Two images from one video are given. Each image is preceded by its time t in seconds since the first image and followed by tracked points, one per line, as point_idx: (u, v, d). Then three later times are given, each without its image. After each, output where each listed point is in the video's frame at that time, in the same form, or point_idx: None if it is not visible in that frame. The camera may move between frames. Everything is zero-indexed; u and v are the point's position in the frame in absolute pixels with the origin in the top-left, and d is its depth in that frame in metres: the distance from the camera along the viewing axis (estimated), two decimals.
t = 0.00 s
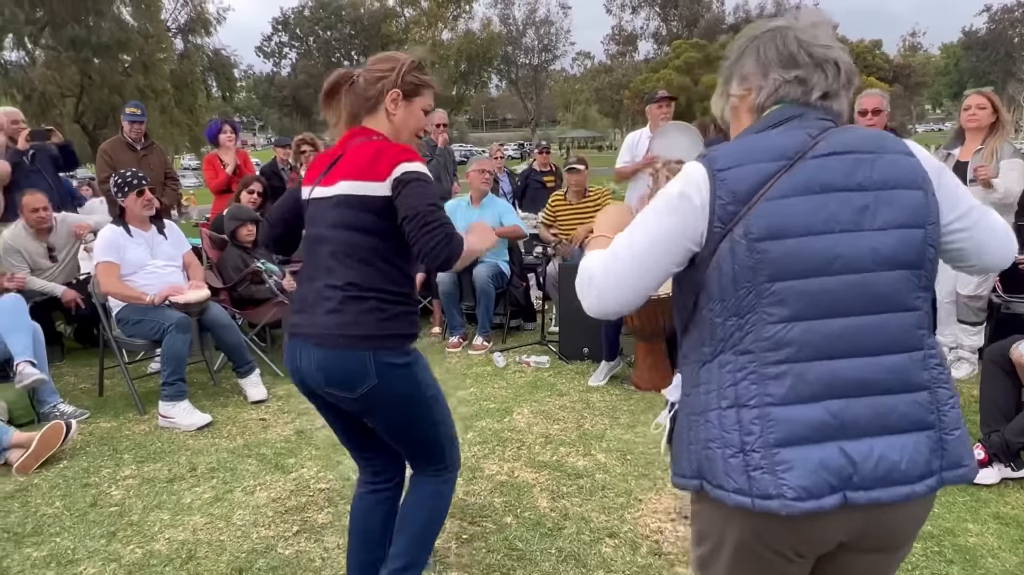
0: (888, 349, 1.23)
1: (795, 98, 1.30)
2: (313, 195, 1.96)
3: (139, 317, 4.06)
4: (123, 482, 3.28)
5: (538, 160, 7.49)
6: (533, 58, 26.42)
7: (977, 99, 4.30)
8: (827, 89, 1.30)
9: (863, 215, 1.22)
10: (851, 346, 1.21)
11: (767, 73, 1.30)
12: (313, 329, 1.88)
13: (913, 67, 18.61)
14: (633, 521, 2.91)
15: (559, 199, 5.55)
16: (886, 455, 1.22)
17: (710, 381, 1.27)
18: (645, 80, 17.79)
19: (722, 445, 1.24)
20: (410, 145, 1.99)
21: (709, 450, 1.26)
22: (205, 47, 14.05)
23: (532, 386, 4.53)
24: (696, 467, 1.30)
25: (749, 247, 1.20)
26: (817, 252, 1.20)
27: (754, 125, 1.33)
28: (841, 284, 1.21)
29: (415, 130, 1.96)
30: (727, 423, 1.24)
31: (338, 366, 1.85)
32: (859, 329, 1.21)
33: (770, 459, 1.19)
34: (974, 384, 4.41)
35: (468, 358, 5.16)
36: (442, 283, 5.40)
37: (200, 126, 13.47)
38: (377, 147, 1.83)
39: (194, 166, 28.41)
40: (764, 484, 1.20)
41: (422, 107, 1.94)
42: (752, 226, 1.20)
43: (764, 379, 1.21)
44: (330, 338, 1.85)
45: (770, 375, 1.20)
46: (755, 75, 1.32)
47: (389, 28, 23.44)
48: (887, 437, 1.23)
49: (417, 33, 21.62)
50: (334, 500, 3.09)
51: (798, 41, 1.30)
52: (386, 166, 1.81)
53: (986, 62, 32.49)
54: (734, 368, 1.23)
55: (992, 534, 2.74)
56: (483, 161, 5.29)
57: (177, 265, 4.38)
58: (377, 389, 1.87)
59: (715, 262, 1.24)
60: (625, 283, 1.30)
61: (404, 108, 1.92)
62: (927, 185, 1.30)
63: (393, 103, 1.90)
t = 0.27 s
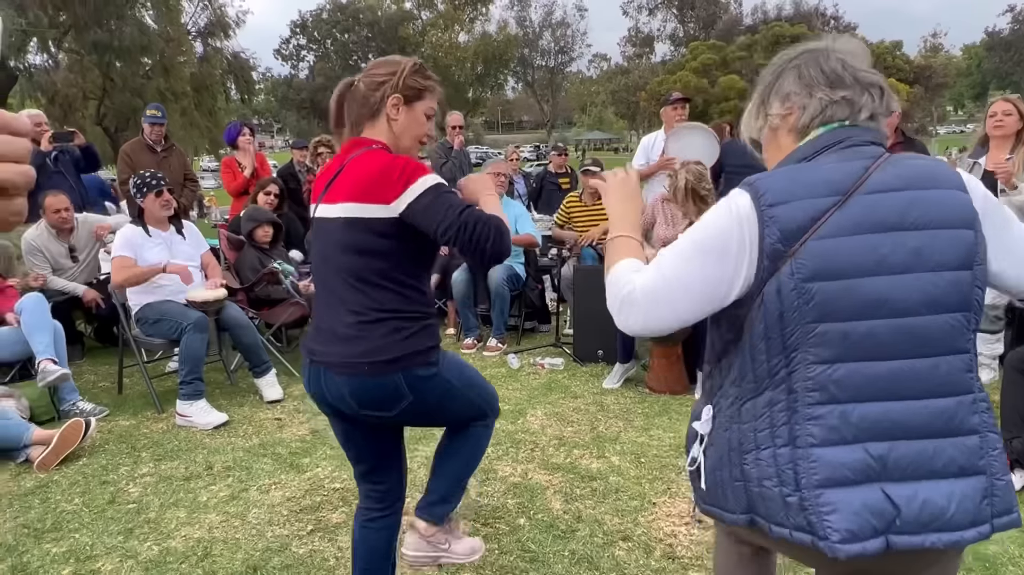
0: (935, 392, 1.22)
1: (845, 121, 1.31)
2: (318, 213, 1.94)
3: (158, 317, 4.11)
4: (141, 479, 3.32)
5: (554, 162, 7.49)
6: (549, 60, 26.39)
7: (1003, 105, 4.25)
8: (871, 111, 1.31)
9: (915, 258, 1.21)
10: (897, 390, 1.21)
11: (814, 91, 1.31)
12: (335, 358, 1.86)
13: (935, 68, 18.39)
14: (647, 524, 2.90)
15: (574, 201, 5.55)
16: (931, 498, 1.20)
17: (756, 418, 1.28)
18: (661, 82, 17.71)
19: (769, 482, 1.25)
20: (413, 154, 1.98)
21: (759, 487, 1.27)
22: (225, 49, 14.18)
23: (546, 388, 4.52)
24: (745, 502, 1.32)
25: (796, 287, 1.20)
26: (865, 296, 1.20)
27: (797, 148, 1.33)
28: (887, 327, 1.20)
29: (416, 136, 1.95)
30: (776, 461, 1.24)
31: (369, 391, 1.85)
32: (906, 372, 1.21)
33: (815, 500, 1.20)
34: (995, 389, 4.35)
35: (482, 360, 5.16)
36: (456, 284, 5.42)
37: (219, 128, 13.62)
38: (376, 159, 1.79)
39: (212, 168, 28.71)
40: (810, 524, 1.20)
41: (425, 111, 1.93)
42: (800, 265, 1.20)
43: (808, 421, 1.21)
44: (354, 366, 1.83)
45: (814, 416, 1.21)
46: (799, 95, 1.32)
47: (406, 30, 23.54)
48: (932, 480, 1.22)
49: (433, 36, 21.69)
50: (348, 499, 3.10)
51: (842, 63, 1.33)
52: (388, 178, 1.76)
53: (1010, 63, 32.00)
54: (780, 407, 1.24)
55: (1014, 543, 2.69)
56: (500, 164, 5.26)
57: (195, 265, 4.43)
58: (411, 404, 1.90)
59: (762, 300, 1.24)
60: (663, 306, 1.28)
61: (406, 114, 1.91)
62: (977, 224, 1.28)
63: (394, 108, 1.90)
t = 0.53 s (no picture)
0: (920, 413, 1.24)
1: (858, 142, 1.30)
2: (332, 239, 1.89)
3: (175, 317, 4.15)
4: (157, 477, 3.35)
5: (569, 163, 7.48)
6: (565, 61, 26.36)
7: None
8: (880, 133, 1.30)
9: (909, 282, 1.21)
10: (881, 410, 1.22)
11: (824, 114, 1.30)
12: (361, 385, 1.83)
13: (956, 69, 18.18)
14: (660, 527, 2.88)
15: (589, 202, 5.54)
16: (914, 515, 1.23)
17: (734, 427, 1.31)
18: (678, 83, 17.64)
19: (742, 487, 1.29)
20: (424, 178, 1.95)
21: (730, 490, 1.31)
22: (244, 52, 14.32)
23: (560, 390, 4.52)
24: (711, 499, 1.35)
25: (788, 308, 1.21)
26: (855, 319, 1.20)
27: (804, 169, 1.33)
28: (872, 350, 1.21)
29: (428, 163, 1.92)
30: (751, 469, 1.28)
31: (390, 419, 1.83)
32: (891, 395, 1.22)
33: (792, 510, 1.24)
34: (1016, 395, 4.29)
35: (495, 361, 5.17)
36: (471, 286, 5.44)
37: (236, 129, 13.75)
38: (402, 183, 1.79)
39: (230, 169, 28.98)
40: (783, 533, 1.25)
41: (438, 138, 1.90)
42: (790, 288, 1.20)
43: (795, 436, 1.24)
44: (381, 393, 1.81)
45: (800, 432, 1.23)
46: (813, 113, 1.31)
47: (422, 32, 23.61)
48: (917, 497, 1.24)
49: (450, 37, 21.73)
50: (361, 499, 3.11)
51: (857, 83, 1.31)
52: (415, 201, 1.76)
53: None
54: (767, 422, 1.26)
55: None
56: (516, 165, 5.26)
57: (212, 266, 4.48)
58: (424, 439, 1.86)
59: (750, 316, 1.25)
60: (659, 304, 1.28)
61: (419, 140, 1.88)
62: (979, 247, 1.27)
63: (408, 134, 1.86)
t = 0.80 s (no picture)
0: (873, 338, 1.30)
1: (799, 107, 1.40)
2: (355, 204, 1.92)
3: (189, 316, 4.19)
4: (171, 476, 3.38)
5: (583, 165, 7.46)
6: (579, 63, 26.33)
7: None
8: (823, 93, 1.40)
9: (844, 215, 1.30)
10: (834, 334, 1.29)
11: (771, 80, 1.40)
12: (356, 357, 1.84)
13: (976, 71, 17.98)
14: (671, 531, 2.87)
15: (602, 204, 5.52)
16: (870, 437, 1.29)
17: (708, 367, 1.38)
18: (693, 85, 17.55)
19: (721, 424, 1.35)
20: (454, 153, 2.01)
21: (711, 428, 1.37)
22: (259, 54, 14.43)
23: (572, 392, 4.51)
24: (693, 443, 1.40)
25: (738, 246, 1.30)
26: (798, 251, 1.29)
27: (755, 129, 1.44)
28: (823, 277, 1.29)
29: (461, 134, 1.98)
30: (725, 404, 1.35)
31: (387, 389, 1.84)
32: (844, 319, 1.29)
33: (761, 436, 1.29)
34: None
35: (507, 363, 5.17)
36: (483, 287, 5.45)
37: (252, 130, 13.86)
38: (421, 155, 1.79)
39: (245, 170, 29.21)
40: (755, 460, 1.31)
41: (471, 111, 1.97)
42: (740, 222, 1.31)
43: (753, 365, 1.31)
44: (377, 364, 1.82)
45: (759, 361, 1.30)
46: (758, 82, 1.42)
47: (436, 34, 23.65)
48: (874, 420, 1.30)
49: (465, 40, 21.75)
50: (372, 500, 3.12)
51: (798, 49, 1.41)
52: (432, 172, 1.77)
53: None
54: (729, 355, 1.34)
55: None
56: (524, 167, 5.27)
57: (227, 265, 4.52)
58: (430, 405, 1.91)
59: (710, 256, 1.35)
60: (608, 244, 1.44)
61: (453, 112, 1.94)
62: (913, 184, 1.35)
63: (443, 107, 1.92)
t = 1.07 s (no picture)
0: (802, 363, 1.38)
1: (730, 145, 1.52)
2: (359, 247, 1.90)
3: (202, 316, 4.22)
4: (183, 474, 3.40)
5: (595, 166, 7.45)
6: (593, 64, 26.29)
7: None
8: (752, 133, 1.51)
9: (772, 249, 1.38)
10: (763, 361, 1.38)
11: (701, 121, 1.53)
12: (376, 392, 1.82)
13: (996, 71, 17.78)
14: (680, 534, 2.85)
15: (613, 205, 5.51)
16: (797, 458, 1.36)
17: (651, 389, 1.48)
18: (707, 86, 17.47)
19: (661, 443, 1.45)
20: (453, 184, 1.98)
21: (652, 447, 1.48)
22: (274, 56, 14.52)
23: (582, 394, 4.50)
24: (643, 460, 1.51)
25: (675, 278, 1.41)
26: (729, 283, 1.38)
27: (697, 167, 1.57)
28: (752, 309, 1.37)
29: (457, 168, 1.95)
30: (665, 424, 1.45)
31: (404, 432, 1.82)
32: (774, 345, 1.37)
33: (693, 454, 1.40)
34: None
35: (518, 364, 5.16)
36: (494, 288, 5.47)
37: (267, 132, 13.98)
38: (422, 193, 1.78)
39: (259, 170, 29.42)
40: (686, 476, 1.40)
41: (467, 143, 1.92)
42: (677, 258, 1.41)
43: (691, 388, 1.40)
44: (394, 404, 1.80)
45: (696, 384, 1.40)
46: (693, 122, 1.55)
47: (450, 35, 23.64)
48: (803, 442, 1.38)
49: (478, 41, 21.79)
50: (381, 500, 3.13)
51: (728, 94, 1.53)
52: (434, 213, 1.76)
53: None
54: (669, 379, 1.45)
55: None
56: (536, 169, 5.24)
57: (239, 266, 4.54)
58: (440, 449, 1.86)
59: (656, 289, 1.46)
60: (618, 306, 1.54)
61: (450, 145, 1.91)
62: (842, 221, 1.44)
63: (438, 141, 1.89)
